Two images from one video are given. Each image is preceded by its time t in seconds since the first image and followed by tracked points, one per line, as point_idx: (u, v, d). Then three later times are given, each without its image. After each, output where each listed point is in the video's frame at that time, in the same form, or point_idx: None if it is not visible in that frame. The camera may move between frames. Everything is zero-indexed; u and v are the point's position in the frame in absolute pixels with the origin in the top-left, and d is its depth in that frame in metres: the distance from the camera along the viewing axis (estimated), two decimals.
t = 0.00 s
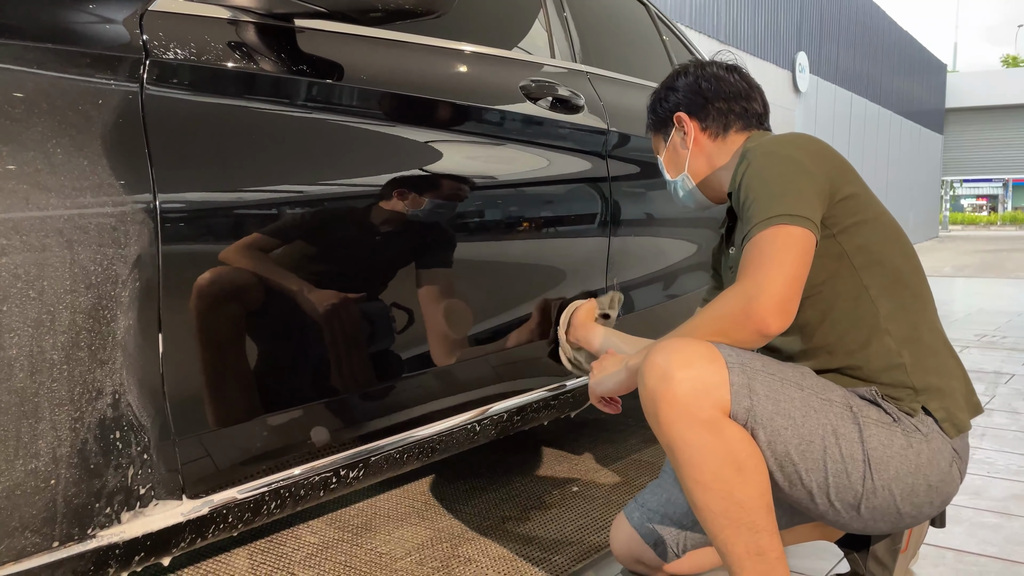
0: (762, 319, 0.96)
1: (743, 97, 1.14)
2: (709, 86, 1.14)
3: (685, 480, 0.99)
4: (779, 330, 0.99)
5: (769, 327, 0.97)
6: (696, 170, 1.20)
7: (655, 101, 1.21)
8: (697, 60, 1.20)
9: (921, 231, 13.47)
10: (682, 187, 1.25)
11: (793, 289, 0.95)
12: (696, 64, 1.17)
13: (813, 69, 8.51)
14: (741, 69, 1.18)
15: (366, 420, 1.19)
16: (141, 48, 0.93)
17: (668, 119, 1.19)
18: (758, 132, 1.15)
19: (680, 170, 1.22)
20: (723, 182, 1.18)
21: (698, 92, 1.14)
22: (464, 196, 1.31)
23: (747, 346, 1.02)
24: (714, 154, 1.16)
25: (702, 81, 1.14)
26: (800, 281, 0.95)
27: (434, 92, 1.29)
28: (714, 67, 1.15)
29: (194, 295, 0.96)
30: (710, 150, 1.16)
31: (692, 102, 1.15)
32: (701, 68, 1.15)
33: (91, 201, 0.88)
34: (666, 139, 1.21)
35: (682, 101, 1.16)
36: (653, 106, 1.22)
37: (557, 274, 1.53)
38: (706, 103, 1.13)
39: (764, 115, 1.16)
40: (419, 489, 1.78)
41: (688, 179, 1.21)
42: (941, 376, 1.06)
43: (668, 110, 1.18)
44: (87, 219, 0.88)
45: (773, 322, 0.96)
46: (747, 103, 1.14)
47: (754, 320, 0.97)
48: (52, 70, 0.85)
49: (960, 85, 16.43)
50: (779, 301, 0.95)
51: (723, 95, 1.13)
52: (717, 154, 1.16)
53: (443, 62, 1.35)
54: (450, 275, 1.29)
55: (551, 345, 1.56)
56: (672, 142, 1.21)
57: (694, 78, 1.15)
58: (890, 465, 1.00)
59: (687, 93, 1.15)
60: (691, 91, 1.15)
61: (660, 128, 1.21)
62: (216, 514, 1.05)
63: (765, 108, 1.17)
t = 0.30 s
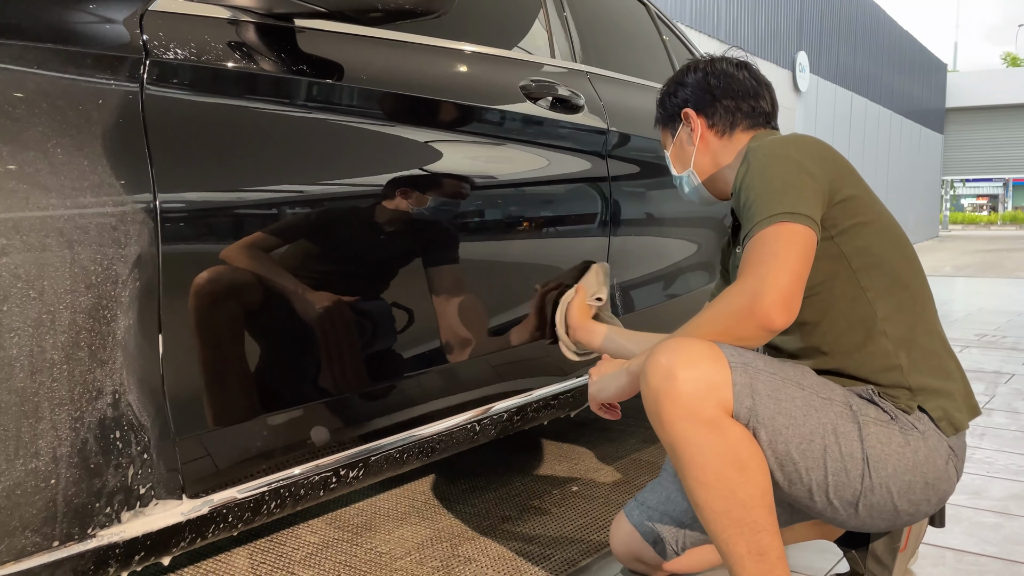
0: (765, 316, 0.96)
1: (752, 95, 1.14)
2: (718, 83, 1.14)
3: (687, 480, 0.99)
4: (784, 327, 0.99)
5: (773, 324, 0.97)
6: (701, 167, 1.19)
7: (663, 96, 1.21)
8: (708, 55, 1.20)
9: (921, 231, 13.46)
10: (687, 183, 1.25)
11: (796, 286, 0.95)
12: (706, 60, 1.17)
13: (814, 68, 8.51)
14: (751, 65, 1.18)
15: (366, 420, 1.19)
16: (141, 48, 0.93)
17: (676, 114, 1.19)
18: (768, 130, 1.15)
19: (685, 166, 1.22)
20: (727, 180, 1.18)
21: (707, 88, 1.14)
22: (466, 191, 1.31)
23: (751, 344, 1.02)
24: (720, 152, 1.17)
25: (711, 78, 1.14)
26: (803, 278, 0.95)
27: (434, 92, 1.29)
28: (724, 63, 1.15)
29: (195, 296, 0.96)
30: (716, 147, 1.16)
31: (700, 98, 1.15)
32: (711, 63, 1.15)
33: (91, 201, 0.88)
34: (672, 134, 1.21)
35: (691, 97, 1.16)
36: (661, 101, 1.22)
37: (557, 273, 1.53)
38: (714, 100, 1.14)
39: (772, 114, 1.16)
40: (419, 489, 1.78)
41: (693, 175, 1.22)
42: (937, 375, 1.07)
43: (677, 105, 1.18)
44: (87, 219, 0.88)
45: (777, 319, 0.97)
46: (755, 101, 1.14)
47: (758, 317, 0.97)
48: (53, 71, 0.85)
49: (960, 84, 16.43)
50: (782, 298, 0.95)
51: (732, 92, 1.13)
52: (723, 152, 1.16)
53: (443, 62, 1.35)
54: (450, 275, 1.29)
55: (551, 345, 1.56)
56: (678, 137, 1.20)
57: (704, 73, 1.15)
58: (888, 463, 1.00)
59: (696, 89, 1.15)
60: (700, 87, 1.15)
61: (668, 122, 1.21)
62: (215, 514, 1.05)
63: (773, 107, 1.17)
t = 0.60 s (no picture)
0: (767, 317, 0.96)
1: (771, 87, 1.13)
2: (737, 70, 1.13)
3: (683, 479, 0.99)
4: (787, 328, 0.99)
5: (775, 325, 0.97)
6: (710, 154, 1.20)
7: (680, 79, 1.21)
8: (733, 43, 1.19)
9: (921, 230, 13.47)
10: (694, 169, 1.26)
11: (798, 287, 0.95)
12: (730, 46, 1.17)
13: (813, 68, 8.51)
14: (777, 58, 1.17)
15: (366, 420, 1.19)
16: (141, 48, 0.94)
17: (690, 96, 1.19)
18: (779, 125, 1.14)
19: (694, 153, 1.23)
20: (733, 171, 1.19)
21: (723, 74, 1.14)
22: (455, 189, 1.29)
23: (753, 343, 1.02)
24: (730, 143, 1.17)
25: (731, 64, 1.14)
26: (806, 278, 0.95)
27: (434, 92, 1.29)
28: (747, 51, 1.14)
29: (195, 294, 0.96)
30: (727, 136, 1.16)
31: (715, 84, 1.15)
32: (733, 50, 1.14)
33: (91, 201, 0.88)
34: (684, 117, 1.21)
35: (708, 81, 1.16)
36: (677, 84, 1.22)
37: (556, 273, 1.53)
38: (730, 86, 1.14)
39: (788, 111, 1.15)
40: (418, 489, 1.78)
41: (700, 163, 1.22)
42: (935, 376, 1.07)
43: (692, 88, 1.18)
44: (87, 219, 0.88)
45: (779, 320, 0.96)
46: (771, 95, 1.13)
47: (759, 318, 0.97)
48: (52, 71, 0.86)
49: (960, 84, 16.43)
50: (784, 299, 0.95)
51: (748, 82, 1.13)
52: (733, 143, 1.17)
53: (443, 62, 1.35)
54: (450, 275, 1.29)
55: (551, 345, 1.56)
56: (690, 121, 1.20)
57: (724, 59, 1.15)
58: (882, 462, 1.00)
59: (713, 74, 1.15)
60: (717, 72, 1.15)
61: (681, 105, 1.22)
62: (214, 513, 1.05)
63: (790, 105, 1.16)
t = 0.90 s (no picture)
0: (766, 316, 0.96)
1: (770, 88, 1.13)
2: (736, 71, 1.13)
3: (687, 479, 0.99)
4: (786, 327, 0.99)
5: (774, 324, 0.97)
6: (709, 154, 1.20)
7: (678, 78, 1.21)
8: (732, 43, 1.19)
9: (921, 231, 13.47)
10: (692, 169, 1.26)
11: (798, 286, 0.95)
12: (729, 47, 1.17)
13: (813, 69, 8.52)
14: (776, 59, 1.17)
15: (366, 420, 1.19)
16: (141, 49, 0.94)
17: (689, 96, 1.19)
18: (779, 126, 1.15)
19: (693, 153, 1.23)
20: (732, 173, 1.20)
21: (722, 75, 1.14)
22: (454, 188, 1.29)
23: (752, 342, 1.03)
24: (729, 144, 1.17)
25: (730, 64, 1.14)
26: (805, 278, 0.95)
27: (433, 93, 1.29)
28: (745, 52, 1.15)
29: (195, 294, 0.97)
30: (727, 137, 1.16)
31: (715, 84, 1.15)
32: (732, 51, 1.14)
33: (90, 202, 0.88)
34: (683, 117, 1.21)
35: (707, 81, 1.16)
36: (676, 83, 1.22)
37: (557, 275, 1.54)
38: (729, 87, 1.14)
39: (787, 111, 1.16)
40: (418, 489, 1.78)
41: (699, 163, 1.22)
42: (935, 378, 1.08)
43: (691, 88, 1.18)
44: (87, 219, 0.88)
45: (778, 319, 0.97)
46: (770, 96, 1.13)
47: (759, 317, 0.97)
48: (53, 72, 0.86)
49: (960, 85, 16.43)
50: (784, 298, 0.95)
51: (748, 82, 1.13)
52: (733, 144, 1.17)
53: (442, 63, 1.36)
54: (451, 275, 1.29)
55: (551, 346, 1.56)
56: (689, 121, 1.20)
57: (723, 59, 1.15)
58: (886, 463, 1.01)
59: (711, 74, 1.15)
60: (716, 72, 1.15)
61: (680, 105, 1.21)
62: (214, 514, 1.05)
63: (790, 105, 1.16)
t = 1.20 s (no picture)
0: (764, 319, 0.96)
1: (777, 84, 1.13)
2: (744, 63, 1.12)
3: (686, 477, 0.99)
4: (783, 330, 0.99)
5: (772, 327, 0.97)
6: (711, 147, 1.20)
7: (683, 66, 1.20)
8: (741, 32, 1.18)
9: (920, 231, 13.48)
10: (693, 160, 1.26)
11: (796, 289, 0.95)
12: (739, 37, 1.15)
13: (813, 69, 8.53)
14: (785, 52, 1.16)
15: (365, 420, 1.19)
16: (139, 49, 0.94)
17: (694, 85, 1.18)
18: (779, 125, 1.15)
19: (695, 145, 1.23)
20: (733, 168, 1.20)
21: (729, 68, 1.13)
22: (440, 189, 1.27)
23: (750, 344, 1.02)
24: (733, 138, 1.17)
25: (739, 56, 1.13)
26: (804, 281, 0.95)
27: (433, 94, 1.29)
28: (755, 44, 1.13)
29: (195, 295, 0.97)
30: (730, 131, 1.16)
31: (720, 77, 1.14)
32: (741, 44, 1.13)
33: (89, 202, 0.88)
34: (686, 106, 1.21)
35: (714, 72, 1.15)
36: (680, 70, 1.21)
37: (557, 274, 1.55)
38: (736, 80, 1.13)
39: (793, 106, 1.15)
40: (417, 489, 1.78)
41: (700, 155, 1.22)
42: (933, 377, 1.08)
43: (696, 77, 1.17)
44: (85, 220, 0.88)
45: (776, 322, 0.97)
46: (777, 91, 1.13)
47: (756, 319, 0.97)
48: (51, 72, 0.86)
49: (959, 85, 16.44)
50: (782, 300, 0.95)
51: (755, 77, 1.12)
52: (736, 139, 1.17)
53: (442, 63, 1.36)
54: (450, 275, 1.29)
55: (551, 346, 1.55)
56: (692, 111, 1.20)
57: (732, 50, 1.13)
58: (884, 461, 1.00)
59: (718, 65, 1.14)
60: (723, 64, 1.14)
61: (683, 93, 1.21)
62: (213, 514, 1.05)
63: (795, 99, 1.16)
